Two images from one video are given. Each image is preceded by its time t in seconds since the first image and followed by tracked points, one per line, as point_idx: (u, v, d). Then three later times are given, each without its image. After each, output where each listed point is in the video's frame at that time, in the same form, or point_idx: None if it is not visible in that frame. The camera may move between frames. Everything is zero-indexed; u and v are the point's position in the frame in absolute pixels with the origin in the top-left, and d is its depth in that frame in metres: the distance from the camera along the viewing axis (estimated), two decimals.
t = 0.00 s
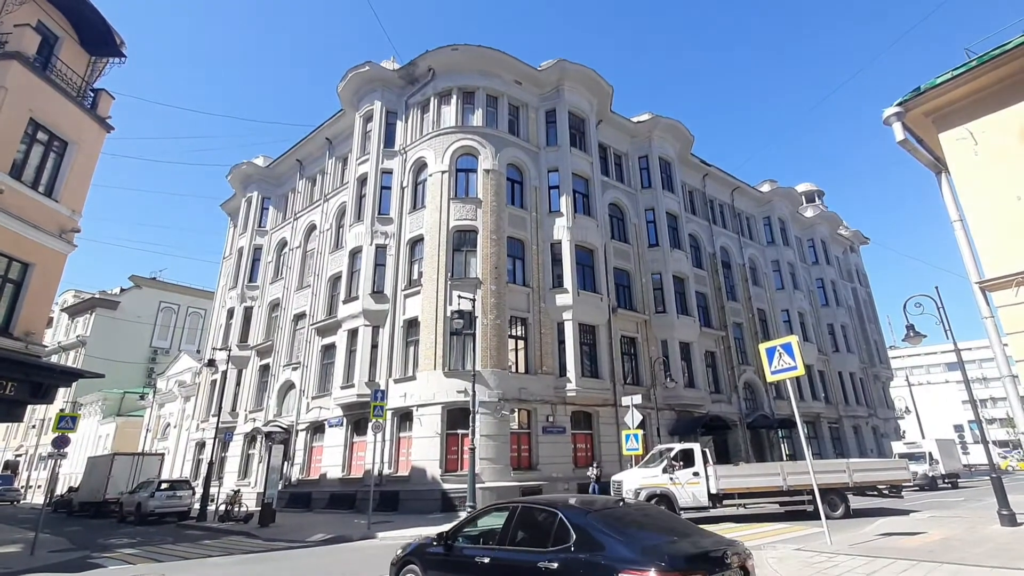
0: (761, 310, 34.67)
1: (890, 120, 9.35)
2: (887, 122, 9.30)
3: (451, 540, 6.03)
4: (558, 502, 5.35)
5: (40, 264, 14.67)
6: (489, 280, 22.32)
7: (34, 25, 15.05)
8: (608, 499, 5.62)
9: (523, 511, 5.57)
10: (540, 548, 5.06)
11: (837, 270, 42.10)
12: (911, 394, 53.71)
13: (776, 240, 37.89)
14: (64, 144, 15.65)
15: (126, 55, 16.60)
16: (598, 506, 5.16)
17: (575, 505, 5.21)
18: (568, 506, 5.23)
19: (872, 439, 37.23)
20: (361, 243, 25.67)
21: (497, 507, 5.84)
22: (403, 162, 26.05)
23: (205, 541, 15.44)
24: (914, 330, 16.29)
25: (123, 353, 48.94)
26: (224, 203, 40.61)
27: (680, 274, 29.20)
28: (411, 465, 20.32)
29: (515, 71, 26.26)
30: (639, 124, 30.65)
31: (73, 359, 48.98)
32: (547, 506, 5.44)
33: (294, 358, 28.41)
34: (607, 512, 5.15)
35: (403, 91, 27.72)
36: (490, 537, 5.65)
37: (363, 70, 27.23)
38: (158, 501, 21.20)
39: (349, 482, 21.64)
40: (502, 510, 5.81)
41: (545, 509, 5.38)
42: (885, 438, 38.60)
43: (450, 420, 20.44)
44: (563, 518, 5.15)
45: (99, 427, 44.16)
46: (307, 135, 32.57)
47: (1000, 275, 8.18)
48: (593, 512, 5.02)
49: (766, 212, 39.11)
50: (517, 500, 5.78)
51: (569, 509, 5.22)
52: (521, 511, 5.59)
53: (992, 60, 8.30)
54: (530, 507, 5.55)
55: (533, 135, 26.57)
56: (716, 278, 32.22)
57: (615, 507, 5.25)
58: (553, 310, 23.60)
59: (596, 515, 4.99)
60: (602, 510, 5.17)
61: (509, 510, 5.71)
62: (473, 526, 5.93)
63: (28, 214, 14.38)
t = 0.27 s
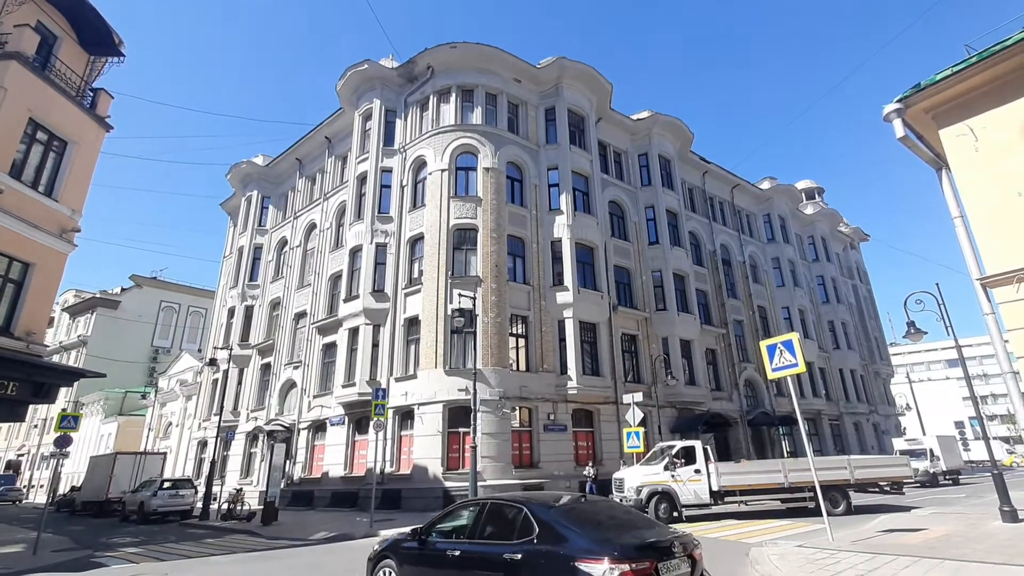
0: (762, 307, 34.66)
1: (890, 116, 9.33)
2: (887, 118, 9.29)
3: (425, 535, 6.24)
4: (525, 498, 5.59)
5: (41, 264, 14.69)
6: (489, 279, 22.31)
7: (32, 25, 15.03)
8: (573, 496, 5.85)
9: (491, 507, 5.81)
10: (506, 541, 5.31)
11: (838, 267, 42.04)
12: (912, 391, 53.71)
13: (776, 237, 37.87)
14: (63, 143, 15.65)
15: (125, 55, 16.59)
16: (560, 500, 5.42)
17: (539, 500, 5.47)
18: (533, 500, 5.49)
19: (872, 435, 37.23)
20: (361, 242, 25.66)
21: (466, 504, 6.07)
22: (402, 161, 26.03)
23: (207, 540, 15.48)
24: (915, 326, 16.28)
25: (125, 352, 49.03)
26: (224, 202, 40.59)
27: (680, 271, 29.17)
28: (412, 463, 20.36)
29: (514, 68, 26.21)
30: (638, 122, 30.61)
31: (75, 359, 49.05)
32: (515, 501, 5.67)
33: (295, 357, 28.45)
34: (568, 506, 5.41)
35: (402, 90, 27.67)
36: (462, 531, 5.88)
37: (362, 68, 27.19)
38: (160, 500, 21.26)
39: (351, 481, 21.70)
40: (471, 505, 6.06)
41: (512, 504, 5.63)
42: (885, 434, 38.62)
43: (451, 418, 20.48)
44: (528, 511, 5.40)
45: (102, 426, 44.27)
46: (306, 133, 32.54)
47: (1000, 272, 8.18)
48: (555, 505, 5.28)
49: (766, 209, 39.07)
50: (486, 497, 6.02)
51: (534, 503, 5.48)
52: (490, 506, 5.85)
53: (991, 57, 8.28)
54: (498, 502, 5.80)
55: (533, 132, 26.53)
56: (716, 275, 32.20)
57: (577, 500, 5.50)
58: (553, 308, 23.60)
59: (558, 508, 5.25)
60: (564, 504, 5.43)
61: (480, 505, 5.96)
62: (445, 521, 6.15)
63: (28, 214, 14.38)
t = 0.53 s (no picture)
0: (764, 305, 34.62)
1: (893, 112, 9.31)
2: (890, 115, 9.26)
3: (398, 530, 6.52)
4: (493, 494, 6.03)
5: (47, 264, 14.84)
6: (492, 277, 22.38)
7: (36, 25, 15.17)
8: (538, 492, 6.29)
9: (462, 503, 6.23)
10: (477, 534, 5.71)
11: (840, 264, 41.95)
12: (915, 388, 53.55)
13: (778, 234, 37.80)
14: (68, 144, 15.78)
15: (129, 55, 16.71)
16: (526, 496, 5.88)
17: (507, 496, 5.90)
18: (501, 497, 5.92)
19: (876, 433, 37.18)
20: (364, 241, 25.77)
21: (436, 501, 6.46)
22: (405, 160, 26.14)
23: (214, 537, 15.61)
24: (918, 324, 16.28)
25: (131, 352, 49.35)
26: (228, 202, 40.78)
27: (683, 269, 29.16)
28: (416, 462, 20.47)
29: (516, 67, 26.23)
30: (640, 120, 30.60)
31: (81, 358, 49.40)
32: (484, 497, 6.09)
33: (300, 356, 28.61)
34: (536, 502, 5.84)
35: (404, 89, 27.75)
36: (435, 525, 6.23)
37: (364, 68, 27.25)
38: (166, 498, 21.44)
39: (355, 479, 21.84)
40: (443, 502, 6.45)
41: (481, 500, 6.05)
42: (889, 431, 38.54)
43: (455, 416, 20.57)
44: (497, 507, 5.84)
45: (108, 425, 44.60)
46: (309, 133, 32.67)
47: (1003, 269, 8.19)
48: (521, 501, 5.73)
49: (769, 206, 38.99)
50: (457, 494, 6.40)
51: (502, 499, 5.91)
52: (460, 503, 6.26)
53: (993, 53, 8.27)
54: (468, 499, 6.21)
55: (535, 131, 26.56)
56: (718, 273, 32.19)
57: (542, 496, 5.96)
58: (556, 307, 23.66)
59: (524, 503, 5.71)
60: (530, 499, 5.89)
61: (450, 502, 6.37)
62: (419, 517, 6.47)
63: (34, 214, 14.52)
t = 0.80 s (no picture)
0: (766, 303, 34.56)
1: (894, 109, 9.31)
2: (891, 112, 9.26)
3: (369, 527, 6.84)
4: (460, 492, 6.42)
5: (51, 266, 14.94)
6: (494, 277, 22.42)
7: (38, 28, 15.25)
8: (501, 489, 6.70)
9: (431, 501, 6.61)
10: (446, 529, 6.12)
11: (843, 262, 41.84)
12: (918, 386, 53.41)
13: (780, 232, 37.72)
14: (72, 146, 15.88)
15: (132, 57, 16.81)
16: (490, 493, 6.31)
17: (473, 493, 6.32)
18: (468, 495, 6.34)
19: (879, 431, 37.11)
20: (366, 241, 25.83)
21: (406, 499, 6.82)
22: (407, 160, 26.18)
23: (218, 537, 15.69)
24: (921, 321, 16.25)
25: (135, 353, 49.58)
26: (231, 203, 40.90)
27: (685, 267, 29.12)
28: (419, 461, 20.53)
29: (518, 66, 26.24)
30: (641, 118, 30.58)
31: (86, 359, 49.63)
32: (451, 496, 6.47)
33: (303, 356, 28.70)
34: (503, 500, 6.25)
35: (406, 89, 27.79)
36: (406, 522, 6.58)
37: (366, 69, 27.32)
38: (171, 498, 21.55)
39: (358, 479, 21.92)
40: (412, 501, 6.82)
41: (450, 499, 6.44)
42: (891, 429, 38.45)
43: (458, 415, 20.61)
44: (464, 504, 6.24)
45: (113, 426, 44.81)
46: (312, 134, 32.75)
47: (1004, 266, 8.19)
48: (488, 499, 6.15)
49: (771, 204, 38.91)
50: (426, 492, 6.78)
51: (468, 496, 6.33)
52: (429, 501, 6.62)
53: (994, 49, 8.24)
54: (437, 497, 6.59)
55: (536, 130, 26.56)
56: (720, 271, 32.16)
57: (505, 493, 6.41)
58: (558, 305, 23.68)
59: (489, 501, 6.12)
60: (493, 496, 6.33)
61: (420, 500, 6.73)
62: (390, 515, 6.80)
63: (38, 216, 14.61)
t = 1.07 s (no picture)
0: (769, 302, 34.48)
1: (897, 108, 9.29)
2: (894, 110, 9.24)
3: (338, 529, 6.89)
4: (428, 493, 6.53)
5: (56, 269, 15.02)
6: (496, 278, 22.44)
7: (42, 33, 15.37)
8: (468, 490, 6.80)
9: (399, 503, 6.70)
10: (414, 530, 6.19)
11: (846, 261, 41.69)
12: (922, 386, 53.20)
13: (783, 232, 37.64)
14: (76, 150, 15.98)
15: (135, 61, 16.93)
16: (458, 495, 6.41)
17: (440, 495, 6.42)
18: (435, 496, 6.43)
19: (883, 430, 36.95)
20: (369, 243, 25.88)
21: (375, 501, 6.90)
22: (409, 161, 26.24)
23: (222, 539, 15.74)
24: (924, 320, 16.19)
25: (139, 355, 49.78)
26: (234, 206, 41.06)
27: (687, 267, 29.09)
28: (422, 462, 20.56)
29: (519, 67, 26.27)
30: (643, 119, 30.57)
31: (90, 362, 49.85)
32: (420, 497, 6.57)
33: (306, 358, 28.76)
34: (470, 501, 6.34)
35: (408, 90, 27.86)
36: (374, 524, 6.65)
37: (368, 71, 27.39)
38: (175, 500, 21.63)
39: (362, 480, 21.96)
40: (381, 503, 6.90)
41: (418, 500, 6.52)
42: (896, 429, 38.30)
43: (460, 417, 20.63)
44: (431, 505, 6.34)
45: (117, 428, 44.98)
46: (314, 136, 32.87)
47: (1009, 265, 8.16)
48: (455, 500, 6.25)
49: (773, 203, 38.83)
50: (394, 494, 6.86)
51: (435, 498, 6.41)
52: (398, 503, 6.71)
53: (998, 47, 8.22)
54: (405, 499, 6.68)
55: (538, 131, 26.58)
56: (723, 271, 32.11)
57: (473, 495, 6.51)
58: (560, 306, 23.68)
59: (456, 502, 6.23)
60: (461, 498, 6.42)
61: (388, 503, 6.81)
62: (358, 517, 6.87)
63: (43, 220, 14.70)
